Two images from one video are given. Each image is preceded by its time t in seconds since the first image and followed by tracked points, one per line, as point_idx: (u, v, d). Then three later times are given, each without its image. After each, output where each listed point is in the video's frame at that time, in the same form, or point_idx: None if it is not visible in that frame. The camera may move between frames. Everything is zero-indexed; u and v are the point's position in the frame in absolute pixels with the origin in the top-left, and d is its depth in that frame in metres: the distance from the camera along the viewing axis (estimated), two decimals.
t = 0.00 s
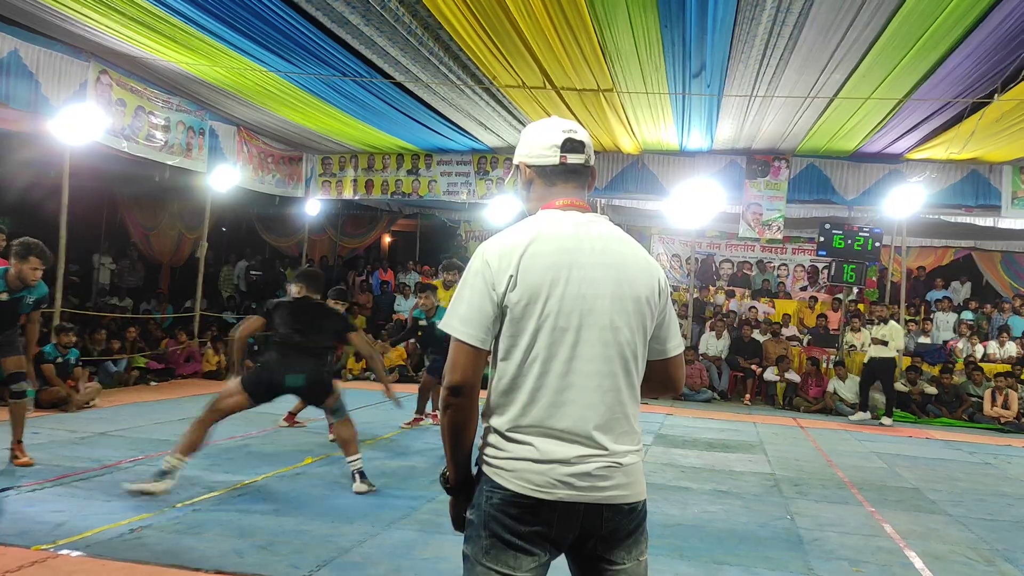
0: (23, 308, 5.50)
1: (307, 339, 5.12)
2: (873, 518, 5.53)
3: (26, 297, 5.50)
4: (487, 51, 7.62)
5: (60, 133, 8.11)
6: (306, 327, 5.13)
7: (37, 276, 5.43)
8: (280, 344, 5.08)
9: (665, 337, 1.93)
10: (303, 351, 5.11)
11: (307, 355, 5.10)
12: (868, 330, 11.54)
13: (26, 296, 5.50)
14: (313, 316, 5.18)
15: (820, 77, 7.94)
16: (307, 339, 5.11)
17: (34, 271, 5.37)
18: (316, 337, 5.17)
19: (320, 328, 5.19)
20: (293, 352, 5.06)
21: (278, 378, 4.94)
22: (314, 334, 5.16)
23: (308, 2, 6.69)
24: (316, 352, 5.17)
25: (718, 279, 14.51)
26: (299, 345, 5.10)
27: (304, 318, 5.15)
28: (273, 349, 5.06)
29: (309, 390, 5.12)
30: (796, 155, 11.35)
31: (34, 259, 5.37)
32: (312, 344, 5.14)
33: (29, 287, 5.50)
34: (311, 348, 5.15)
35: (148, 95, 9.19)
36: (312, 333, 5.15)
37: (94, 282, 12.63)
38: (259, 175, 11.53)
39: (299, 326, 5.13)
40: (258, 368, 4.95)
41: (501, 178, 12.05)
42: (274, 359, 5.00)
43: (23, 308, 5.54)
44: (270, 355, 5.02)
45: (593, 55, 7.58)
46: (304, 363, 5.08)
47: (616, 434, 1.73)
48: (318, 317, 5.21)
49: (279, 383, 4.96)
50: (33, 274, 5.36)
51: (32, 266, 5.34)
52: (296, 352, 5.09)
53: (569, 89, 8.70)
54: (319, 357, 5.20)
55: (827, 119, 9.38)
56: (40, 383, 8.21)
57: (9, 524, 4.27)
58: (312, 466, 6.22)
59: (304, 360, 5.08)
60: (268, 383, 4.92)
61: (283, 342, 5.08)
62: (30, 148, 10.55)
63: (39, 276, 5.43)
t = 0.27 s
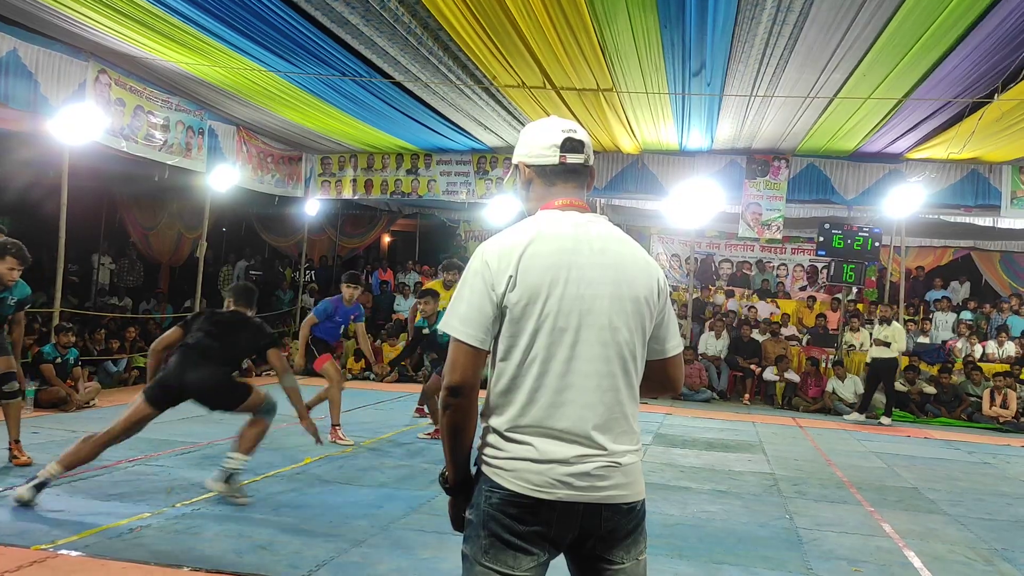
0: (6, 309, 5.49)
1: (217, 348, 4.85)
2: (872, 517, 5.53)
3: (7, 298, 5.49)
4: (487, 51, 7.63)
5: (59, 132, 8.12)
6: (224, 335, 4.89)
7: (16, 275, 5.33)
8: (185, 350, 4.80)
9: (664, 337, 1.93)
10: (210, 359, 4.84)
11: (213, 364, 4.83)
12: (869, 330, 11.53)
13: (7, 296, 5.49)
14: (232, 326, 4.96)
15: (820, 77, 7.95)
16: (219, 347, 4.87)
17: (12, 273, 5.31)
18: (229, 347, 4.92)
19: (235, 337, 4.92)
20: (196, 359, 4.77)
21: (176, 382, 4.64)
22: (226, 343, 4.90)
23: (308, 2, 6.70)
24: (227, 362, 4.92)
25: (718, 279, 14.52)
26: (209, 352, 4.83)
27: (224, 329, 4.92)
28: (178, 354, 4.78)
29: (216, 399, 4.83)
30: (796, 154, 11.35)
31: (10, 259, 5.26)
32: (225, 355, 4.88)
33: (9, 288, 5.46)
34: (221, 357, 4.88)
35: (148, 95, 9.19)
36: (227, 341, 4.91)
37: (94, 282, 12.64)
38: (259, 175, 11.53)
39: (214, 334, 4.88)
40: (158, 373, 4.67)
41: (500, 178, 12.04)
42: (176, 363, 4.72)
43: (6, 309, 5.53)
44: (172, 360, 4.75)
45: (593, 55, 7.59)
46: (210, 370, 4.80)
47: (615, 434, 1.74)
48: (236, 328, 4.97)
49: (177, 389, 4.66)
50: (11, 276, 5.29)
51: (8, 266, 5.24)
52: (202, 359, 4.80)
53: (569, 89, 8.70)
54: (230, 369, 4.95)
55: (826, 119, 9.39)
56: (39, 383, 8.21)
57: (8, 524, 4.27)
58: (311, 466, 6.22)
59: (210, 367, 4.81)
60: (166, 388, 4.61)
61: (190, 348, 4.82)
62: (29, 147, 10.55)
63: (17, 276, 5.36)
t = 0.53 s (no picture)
0: None
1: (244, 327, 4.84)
2: (872, 517, 5.53)
3: None
4: (486, 51, 7.63)
5: (59, 131, 8.13)
6: (250, 315, 4.87)
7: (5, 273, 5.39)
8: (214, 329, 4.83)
9: (664, 337, 1.93)
10: (236, 340, 4.82)
11: (239, 344, 4.82)
12: (869, 329, 11.52)
13: None
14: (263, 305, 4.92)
15: (819, 77, 7.95)
16: (245, 328, 4.85)
17: None
18: (258, 327, 4.89)
19: (267, 317, 4.90)
20: (220, 339, 4.79)
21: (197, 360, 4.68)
22: (254, 323, 4.88)
23: (308, 3, 6.71)
24: (253, 346, 4.89)
25: (717, 278, 14.52)
26: (234, 332, 4.82)
27: (256, 307, 4.89)
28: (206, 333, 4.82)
29: (235, 386, 4.80)
30: (795, 154, 11.35)
31: None
32: (247, 335, 4.84)
33: None
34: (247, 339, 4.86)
35: (147, 94, 9.19)
36: (252, 323, 4.88)
37: (93, 282, 12.64)
38: (258, 174, 11.52)
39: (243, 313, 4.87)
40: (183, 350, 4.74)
41: (499, 177, 12.03)
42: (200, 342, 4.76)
43: None
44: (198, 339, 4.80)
45: (593, 55, 7.59)
46: (234, 351, 4.79)
47: (614, 434, 1.74)
48: (268, 307, 4.93)
49: (198, 366, 4.70)
50: None
51: None
52: (227, 340, 4.81)
53: (568, 89, 8.70)
54: (256, 350, 4.90)
55: (826, 118, 9.39)
56: (38, 383, 8.21)
57: (8, 524, 4.27)
58: (311, 466, 6.22)
59: (233, 350, 4.79)
60: (189, 364, 4.68)
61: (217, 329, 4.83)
62: (29, 147, 10.54)
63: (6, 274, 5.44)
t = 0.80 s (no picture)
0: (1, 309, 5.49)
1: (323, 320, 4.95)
2: (871, 517, 5.54)
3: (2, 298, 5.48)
4: (486, 50, 7.62)
5: (59, 130, 8.14)
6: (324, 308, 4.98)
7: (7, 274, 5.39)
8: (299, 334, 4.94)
9: (663, 337, 1.93)
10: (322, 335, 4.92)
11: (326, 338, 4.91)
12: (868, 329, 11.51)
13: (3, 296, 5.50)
14: (329, 292, 5.06)
15: (819, 76, 7.96)
16: (325, 319, 4.95)
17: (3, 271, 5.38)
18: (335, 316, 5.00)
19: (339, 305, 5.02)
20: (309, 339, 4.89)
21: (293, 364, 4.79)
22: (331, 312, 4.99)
23: (308, 4, 6.73)
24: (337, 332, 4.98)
25: (717, 278, 14.52)
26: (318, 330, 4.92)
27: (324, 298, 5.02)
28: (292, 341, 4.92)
29: (336, 376, 4.87)
30: (795, 154, 11.36)
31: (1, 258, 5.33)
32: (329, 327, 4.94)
33: (2, 287, 5.50)
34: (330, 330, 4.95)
35: (147, 94, 9.19)
36: (331, 312, 4.98)
37: (93, 281, 12.66)
38: (258, 174, 11.53)
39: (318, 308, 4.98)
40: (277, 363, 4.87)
41: (499, 177, 12.04)
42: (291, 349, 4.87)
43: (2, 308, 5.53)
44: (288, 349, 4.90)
45: (592, 55, 7.60)
46: (324, 346, 4.88)
47: (613, 434, 1.74)
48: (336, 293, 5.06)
49: (296, 370, 4.80)
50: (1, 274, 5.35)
51: None
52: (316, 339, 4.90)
53: (568, 89, 8.70)
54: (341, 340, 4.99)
55: (825, 118, 9.40)
56: (39, 383, 8.21)
57: (8, 523, 4.27)
58: (311, 465, 6.22)
59: (322, 344, 4.87)
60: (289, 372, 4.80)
61: (301, 331, 4.95)
62: (28, 147, 10.54)
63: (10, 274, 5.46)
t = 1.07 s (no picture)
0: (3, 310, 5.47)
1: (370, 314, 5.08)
2: (871, 517, 5.53)
3: (4, 298, 5.46)
4: (485, 50, 7.61)
5: (58, 130, 8.14)
6: (371, 302, 5.11)
7: (11, 276, 5.37)
8: (346, 324, 5.09)
9: (663, 337, 1.92)
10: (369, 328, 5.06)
11: (372, 331, 5.04)
12: (868, 329, 11.50)
13: (5, 297, 5.48)
14: (377, 286, 5.16)
15: (818, 76, 7.95)
16: (373, 313, 5.09)
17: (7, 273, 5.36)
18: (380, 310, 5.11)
19: (386, 298, 5.13)
20: (356, 331, 5.03)
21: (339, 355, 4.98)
22: (378, 307, 5.11)
23: (307, 4, 6.73)
24: (382, 326, 5.10)
25: (717, 278, 14.50)
26: (364, 322, 5.06)
27: (372, 292, 5.14)
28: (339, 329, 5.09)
29: (377, 370, 4.98)
30: (795, 154, 11.35)
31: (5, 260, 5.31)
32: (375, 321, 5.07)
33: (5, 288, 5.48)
34: (376, 324, 5.08)
35: (145, 94, 9.18)
36: (378, 306, 5.11)
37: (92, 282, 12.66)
38: (257, 174, 11.51)
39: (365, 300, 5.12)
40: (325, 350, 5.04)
41: (498, 177, 12.03)
42: (338, 338, 5.04)
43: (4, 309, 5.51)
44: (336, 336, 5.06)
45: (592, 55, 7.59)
46: (370, 339, 5.02)
47: (612, 434, 1.73)
48: (385, 287, 5.15)
49: (342, 360, 4.99)
50: (6, 275, 5.33)
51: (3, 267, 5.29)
52: (362, 330, 5.05)
53: (567, 89, 8.69)
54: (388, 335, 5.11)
55: (825, 118, 9.39)
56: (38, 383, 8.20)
57: (6, 523, 4.26)
58: (310, 466, 6.21)
59: (368, 337, 5.01)
60: (333, 360, 5.00)
61: (348, 322, 5.10)
62: (27, 146, 10.53)
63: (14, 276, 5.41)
